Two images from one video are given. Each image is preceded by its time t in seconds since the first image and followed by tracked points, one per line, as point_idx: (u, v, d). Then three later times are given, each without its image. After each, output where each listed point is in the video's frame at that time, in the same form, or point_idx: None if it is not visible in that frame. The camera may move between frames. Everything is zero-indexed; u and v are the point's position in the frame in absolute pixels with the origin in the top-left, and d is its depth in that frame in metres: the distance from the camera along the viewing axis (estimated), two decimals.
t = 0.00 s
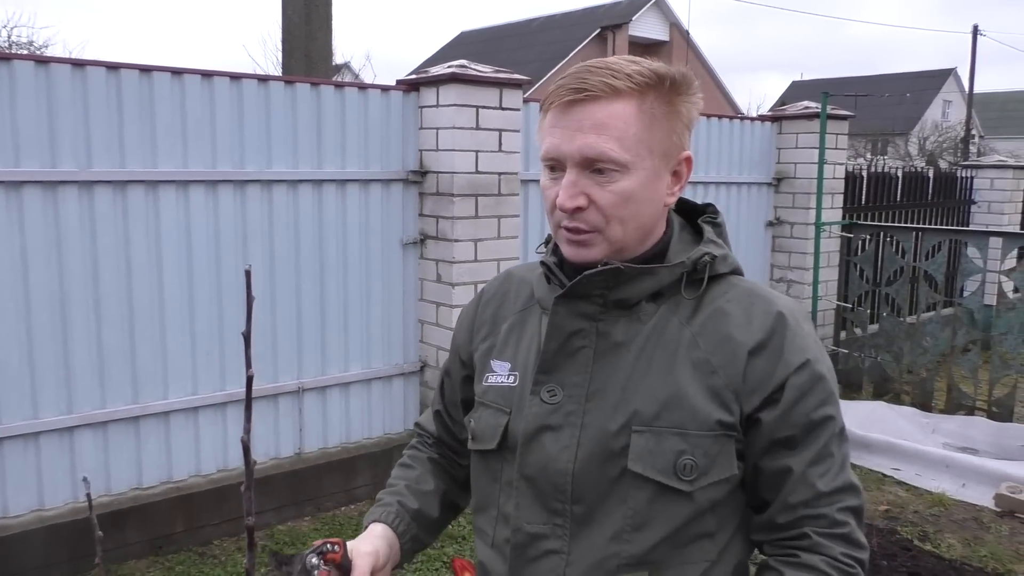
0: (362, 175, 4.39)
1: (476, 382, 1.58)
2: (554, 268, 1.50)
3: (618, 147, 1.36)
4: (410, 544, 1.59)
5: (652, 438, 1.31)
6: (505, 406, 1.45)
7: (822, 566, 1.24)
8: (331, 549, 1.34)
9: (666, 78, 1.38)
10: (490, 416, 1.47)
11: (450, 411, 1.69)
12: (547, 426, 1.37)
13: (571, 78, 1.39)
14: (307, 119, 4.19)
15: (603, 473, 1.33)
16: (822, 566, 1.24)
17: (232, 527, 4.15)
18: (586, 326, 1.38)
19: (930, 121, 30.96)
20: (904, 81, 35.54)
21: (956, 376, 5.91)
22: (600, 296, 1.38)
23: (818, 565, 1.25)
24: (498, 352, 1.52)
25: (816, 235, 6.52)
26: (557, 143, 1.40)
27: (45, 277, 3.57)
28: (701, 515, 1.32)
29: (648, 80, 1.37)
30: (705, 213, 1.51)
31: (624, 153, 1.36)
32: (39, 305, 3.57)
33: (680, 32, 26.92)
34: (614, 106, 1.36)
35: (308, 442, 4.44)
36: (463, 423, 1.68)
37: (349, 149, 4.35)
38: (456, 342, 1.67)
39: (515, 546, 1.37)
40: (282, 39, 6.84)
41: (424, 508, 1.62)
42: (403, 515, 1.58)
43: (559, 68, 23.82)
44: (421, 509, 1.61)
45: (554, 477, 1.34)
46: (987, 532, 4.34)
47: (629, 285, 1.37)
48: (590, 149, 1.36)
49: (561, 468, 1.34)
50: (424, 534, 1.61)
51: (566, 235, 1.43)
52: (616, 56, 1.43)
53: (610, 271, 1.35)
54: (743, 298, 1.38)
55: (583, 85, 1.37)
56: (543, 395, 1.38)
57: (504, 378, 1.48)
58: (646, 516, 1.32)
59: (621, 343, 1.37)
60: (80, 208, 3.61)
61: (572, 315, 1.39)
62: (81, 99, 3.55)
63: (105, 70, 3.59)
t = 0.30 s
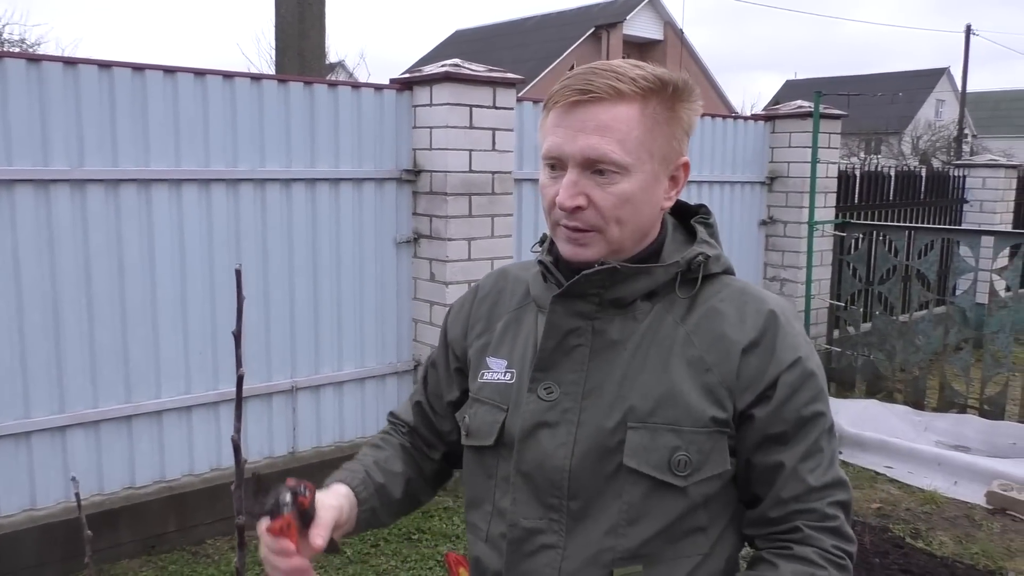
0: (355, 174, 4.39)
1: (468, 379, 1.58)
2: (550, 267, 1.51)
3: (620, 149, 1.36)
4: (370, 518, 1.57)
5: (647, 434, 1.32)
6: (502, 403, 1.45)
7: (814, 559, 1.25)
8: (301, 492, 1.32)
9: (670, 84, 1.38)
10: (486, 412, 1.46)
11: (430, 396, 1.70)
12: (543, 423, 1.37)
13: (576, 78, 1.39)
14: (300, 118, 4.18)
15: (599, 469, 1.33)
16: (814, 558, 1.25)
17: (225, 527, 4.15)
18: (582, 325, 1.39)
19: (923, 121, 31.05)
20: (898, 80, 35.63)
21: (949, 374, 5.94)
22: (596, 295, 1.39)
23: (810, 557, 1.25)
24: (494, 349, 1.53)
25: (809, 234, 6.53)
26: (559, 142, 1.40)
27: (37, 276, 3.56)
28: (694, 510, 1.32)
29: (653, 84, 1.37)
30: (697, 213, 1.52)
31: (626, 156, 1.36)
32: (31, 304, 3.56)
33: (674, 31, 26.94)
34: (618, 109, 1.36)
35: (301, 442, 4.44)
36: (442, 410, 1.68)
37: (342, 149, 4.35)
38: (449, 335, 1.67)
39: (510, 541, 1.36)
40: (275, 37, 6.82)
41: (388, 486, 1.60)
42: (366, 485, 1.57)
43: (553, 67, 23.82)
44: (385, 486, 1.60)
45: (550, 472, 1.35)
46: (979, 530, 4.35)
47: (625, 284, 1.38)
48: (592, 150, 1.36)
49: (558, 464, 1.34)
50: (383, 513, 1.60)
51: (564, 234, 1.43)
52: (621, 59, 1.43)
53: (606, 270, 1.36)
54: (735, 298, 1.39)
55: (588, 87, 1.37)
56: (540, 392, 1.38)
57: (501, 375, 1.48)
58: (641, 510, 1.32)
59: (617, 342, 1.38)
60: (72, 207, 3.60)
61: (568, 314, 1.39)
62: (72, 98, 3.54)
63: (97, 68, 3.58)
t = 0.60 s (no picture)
0: (348, 172, 4.38)
1: (467, 371, 1.55)
2: (553, 261, 1.50)
3: (629, 146, 1.36)
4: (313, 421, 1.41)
5: (647, 427, 1.32)
6: (506, 394, 1.44)
7: (811, 553, 1.26)
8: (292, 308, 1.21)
9: (680, 84, 1.40)
10: (487, 403, 1.45)
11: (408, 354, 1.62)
12: (544, 415, 1.37)
13: (588, 75, 1.39)
14: (293, 116, 4.17)
15: (598, 462, 1.33)
16: (810, 552, 1.26)
17: (218, 526, 4.14)
18: (583, 319, 1.39)
19: (917, 119, 31.13)
20: (892, 79, 35.70)
21: (942, 372, 5.96)
22: (598, 289, 1.39)
23: (807, 551, 1.26)
24: (497, 340, 1.51)
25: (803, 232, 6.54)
26: (569, 138, 1.39)
27: (29, 275, 3.55)
28: (692, 503, 1.33)
29: (664, 85, 1.38)
30: (699, 211, 1.53)
31: (635, 153, 1.36)
32: (23, 303, 3.55)
33: (669, 30, 26.96)
34: (630, 107, 1.36)
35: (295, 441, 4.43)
36: (420, 368, 1.60)
37: (336, 147, 4.34)
38: (449, 318, 1.62)
39: (510, 533, 1.36)
40: (269, 36, 6.81)
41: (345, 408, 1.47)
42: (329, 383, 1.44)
43: (548, 66, 23.81)
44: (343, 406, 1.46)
45: (550, 465, 1.35)
46: (972, 527, 4.37)
47: (625, 279, 1.38)
48: (602, 145, 1.36)
49: (558, 456, 1.34)
50: (329, 430, 1.44)
51: (570, 229, 1.43)
52: (631, 58, 1.44)
53: (608, 266, 1.37)
54: (734, 293, 1.40)
55: (600, 84, 1.37)
56: (541, 385, 1.38)
57: (504, 366, 1.46)
58: (640, 502, 1.32)
59: (618, 335, 1.38)
60: (64, 205, 3.58)
61: (570, 307, 1.39)
62: (64, 98, 3.52)
63: (89, 67, 3.56)
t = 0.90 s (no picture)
0: (344, 172, 4.38)
1: (473, 367, 1.54)
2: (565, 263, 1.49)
3: (642, 147, 1.37)
4: (284, 358, 1.33)
5: (658, 429, 1.33)
6: (518, 395, 1.43)
7: (813, 553, 1.27)
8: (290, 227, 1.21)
9: (691, 86, 1.41)
10: (498, 402, 1.45)
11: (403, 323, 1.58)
12: (555, 418, 1.37)
13: (600, 76, 1.39)
14: (287, 116, 4.17)
15: (609, 464, 1.34)
16: (813, 552, 1.27)
17: (213, 527, 4.14)
18: (593, 321, 1.39)
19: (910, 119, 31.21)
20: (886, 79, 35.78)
21: (935, 371, 5.98)
22: (608, 292, 1.39)
23: (809, 551, 1.27)
24: (507, 339, 1.50)
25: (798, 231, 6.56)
26: (581, 138, 1.39)
27: (22, 276, 3.54)
28: (699, 505, 1.34)
29: (676, 87, 1.39)
30: (704, 212, 1.55)
31: (647, 154, 1.37)
32: (16, 304, 3.54)
33: (663, 29, 26.98)
34: (643, 108, 1.37)
35: (289, 442, 4.45)
36: (413, 337, 1.56)
37: (331, 147, 4.34)
38: (455, 305, 1.61)
39: (520, 535, 1.36)
40: (262, 35, 6.80)
41: (322, 357, 1.39)
42: (309, 321, 1.37)
43: (542, 66, 23.81)
44: (320, 354, 1.39)
45: (561, 467, 1.35)
46: (965, 525, 4.39)
47: (636, 281, 1.39)
48: (615, 147, 1.36)
49: (569, 458, 1.35)
50: (298, 375, 1.36)
51: (578, 230, 1.42)
52: (641, 60, 1.45)
53: (620, 269, 1.37)
54: (740, 295, 1.42)
55: (613, 84, 1.38)
56: (551, 387, 1.38)
57: (515, 367, 1.46)
58: (651, 504, 1.33)
59: (628, 338, 1.39)
60: (58, 206, 3.58)
61: (580, 310, 1.39)
62: (57, 98, 3.51)
63: (81, 67, 3.55)
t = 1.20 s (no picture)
0: (337, 171, 4.37)
1: (473, 367, 1.54)
2: (569, 262, 1.48)
3: (649, 148, 1.36)
4: (270, 349, 1.32)
5: (663, 430, 1.33)
6: (520, 396, 1.43)
7: (818, 554, 1.27)
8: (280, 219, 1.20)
9: (698, 88, 1.41)
10: (499, 403, 1.45)
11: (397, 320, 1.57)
12: (558, 419, 1.36)
13: (609, 75, 1.39)
14: (280, 115, 4.15)
15: (613, 464, 1.34)
16: (816, 553, 1.27)
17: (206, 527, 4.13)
18: (597, 320, 1.38)
19: (903, 118, 31.31)
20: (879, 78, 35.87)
21: (928, 369, 6.00)
22: (612, 291, 1.38)
23: (813, 552, 1.27)
24: (510, 339, 1.50)
25: (791, 230, 6.58)
26: (588, 137, 1.38)
27: (14, 275, 3.52)
28: (702, 506, 1.35)
29: (684, 88, 1.39)
30: (707, 212, 1.55)
31: (655, 155, 1.37)
32: (8, 304, 3.52)
33: (657, 29, 27.00)
34: (652, 109, 1.37)
35: (283, 441, 4.44)
36: (406, 334, 1.54)
37: (324, 146, 4.33)
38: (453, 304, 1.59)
39: (522, 537, 1.36)
40: (255, 34, 6.77)
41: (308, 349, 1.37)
42: (298, 313, 1.36)
43: (536, 65, 23.81)
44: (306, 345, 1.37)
45: (565, 468, 1.35)
46: (958, 523, 4.40)
47: (641, 281, 1.38)
48: (623, 147, 1.36)
49: (573, 459, 1.34)
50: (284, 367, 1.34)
51: (583, 230, 1.41)
52: (648, 60, 1.45)
53: (626, 268, 1.36)
54: (744, 296, 1.43)
55: (622, 83, 1.37)
56: (554, 388, 1.38)
57: (516, 367, 1.46)
58: (655, 506, 1.33)
59: (632, 338, 1.38)
60: (49, 205, 3.56)
61: (585, 309, 1.38)
62: (47, 98, 3.49)
63: (72, 66, 3.53)
